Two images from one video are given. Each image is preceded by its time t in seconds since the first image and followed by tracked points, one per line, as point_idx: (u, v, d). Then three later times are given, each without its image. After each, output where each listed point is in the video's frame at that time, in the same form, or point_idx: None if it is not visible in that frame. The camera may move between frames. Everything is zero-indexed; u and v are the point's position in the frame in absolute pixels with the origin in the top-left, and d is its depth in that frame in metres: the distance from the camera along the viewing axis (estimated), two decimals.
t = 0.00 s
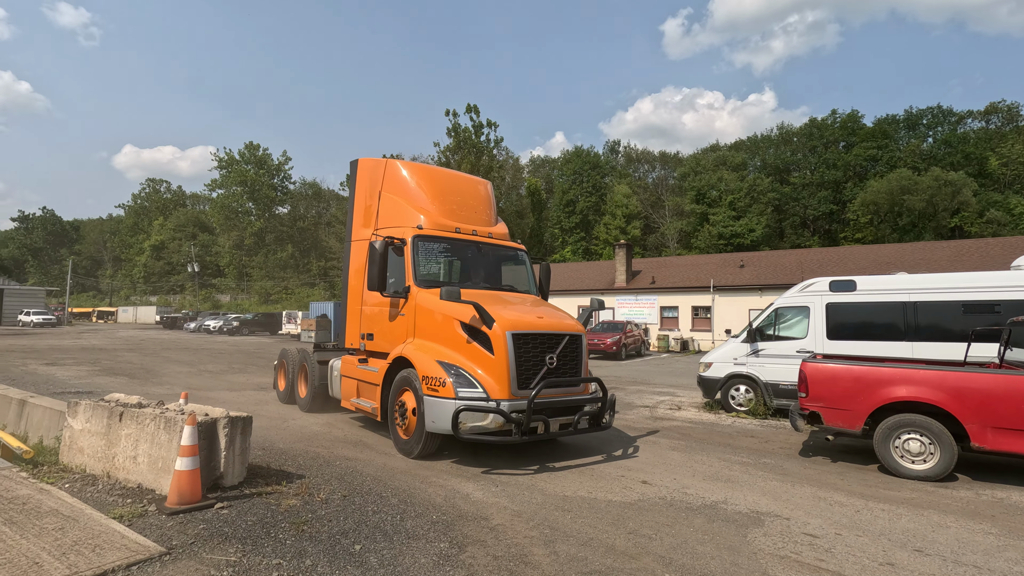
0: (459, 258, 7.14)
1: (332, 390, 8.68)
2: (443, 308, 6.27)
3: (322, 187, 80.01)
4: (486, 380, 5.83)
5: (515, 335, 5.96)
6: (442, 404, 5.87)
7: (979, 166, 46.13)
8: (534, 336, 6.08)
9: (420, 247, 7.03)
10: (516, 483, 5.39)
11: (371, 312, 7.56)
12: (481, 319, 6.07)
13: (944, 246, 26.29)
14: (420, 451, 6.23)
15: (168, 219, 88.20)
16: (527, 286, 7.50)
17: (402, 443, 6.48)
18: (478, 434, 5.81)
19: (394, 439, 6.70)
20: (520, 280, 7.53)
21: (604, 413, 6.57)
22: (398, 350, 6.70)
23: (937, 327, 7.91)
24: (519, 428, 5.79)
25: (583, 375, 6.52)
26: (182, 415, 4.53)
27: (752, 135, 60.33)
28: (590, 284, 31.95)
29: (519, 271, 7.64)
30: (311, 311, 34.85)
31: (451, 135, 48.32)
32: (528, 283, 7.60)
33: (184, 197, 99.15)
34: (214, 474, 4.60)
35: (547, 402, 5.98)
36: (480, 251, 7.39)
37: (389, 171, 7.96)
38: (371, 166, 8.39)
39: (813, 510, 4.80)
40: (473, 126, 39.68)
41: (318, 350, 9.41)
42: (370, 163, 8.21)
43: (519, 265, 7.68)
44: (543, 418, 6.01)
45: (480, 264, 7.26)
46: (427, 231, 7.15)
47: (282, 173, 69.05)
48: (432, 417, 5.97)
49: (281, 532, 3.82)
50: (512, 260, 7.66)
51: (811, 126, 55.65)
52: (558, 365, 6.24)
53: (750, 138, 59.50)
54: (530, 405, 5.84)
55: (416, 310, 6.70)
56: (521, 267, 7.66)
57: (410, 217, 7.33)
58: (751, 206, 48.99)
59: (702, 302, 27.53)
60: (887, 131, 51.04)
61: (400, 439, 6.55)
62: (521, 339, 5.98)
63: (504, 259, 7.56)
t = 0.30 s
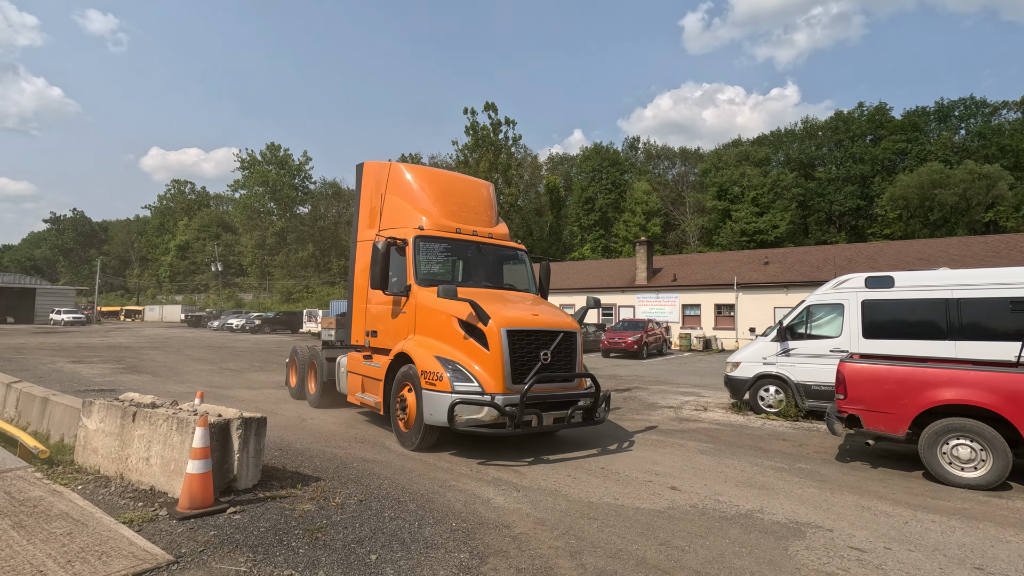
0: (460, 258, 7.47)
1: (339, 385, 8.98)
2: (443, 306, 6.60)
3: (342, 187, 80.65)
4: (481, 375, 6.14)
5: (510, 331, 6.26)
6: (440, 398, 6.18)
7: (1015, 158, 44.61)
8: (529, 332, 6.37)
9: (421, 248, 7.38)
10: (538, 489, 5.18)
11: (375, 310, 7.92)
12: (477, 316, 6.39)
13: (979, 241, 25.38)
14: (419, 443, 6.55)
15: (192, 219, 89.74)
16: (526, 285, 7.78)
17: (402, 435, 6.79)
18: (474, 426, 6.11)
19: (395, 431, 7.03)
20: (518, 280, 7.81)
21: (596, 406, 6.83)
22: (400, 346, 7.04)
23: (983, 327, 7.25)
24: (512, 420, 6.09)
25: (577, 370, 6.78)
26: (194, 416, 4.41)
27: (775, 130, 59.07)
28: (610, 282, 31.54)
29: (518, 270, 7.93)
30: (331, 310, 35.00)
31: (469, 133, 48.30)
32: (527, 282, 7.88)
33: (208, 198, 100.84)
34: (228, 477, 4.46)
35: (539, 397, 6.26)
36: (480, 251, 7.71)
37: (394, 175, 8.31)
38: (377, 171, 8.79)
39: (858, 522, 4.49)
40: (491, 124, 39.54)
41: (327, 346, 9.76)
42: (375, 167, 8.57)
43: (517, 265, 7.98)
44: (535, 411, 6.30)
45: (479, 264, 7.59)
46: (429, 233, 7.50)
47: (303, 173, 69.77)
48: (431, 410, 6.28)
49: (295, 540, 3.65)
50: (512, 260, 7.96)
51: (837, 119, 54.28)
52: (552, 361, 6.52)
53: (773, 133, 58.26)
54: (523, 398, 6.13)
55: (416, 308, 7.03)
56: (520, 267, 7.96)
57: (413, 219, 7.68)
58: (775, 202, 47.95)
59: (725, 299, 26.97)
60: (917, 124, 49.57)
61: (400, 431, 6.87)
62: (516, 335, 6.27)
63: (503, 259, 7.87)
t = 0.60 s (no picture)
0: (461, 259, 7.61)
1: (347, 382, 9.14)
2: (441, 306, 6.75)
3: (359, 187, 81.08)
4: (477, 372, 6.28)
5: (506, 330, 6.39)
6: (438, 395, 6.35)
7: None
8: (525, 331, 6.49)
9: (422, 249, 7.53)
10: (564, 497, 4.93)
11: (380, 311, 8.11)
12: (475, 315, 6.53)
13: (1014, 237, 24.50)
14: (420, 438, 6.73)
15: (214, 220, 90.97)
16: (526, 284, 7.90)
17: (404, 430, 6.98)
18: (471, 422, 6.27)
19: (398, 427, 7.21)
20: (519, 279, 7.93)
21: (592, 403, 6.94)
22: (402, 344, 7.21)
23: None
24: (508, 417, 6.23)
25: (573, 368, 6.90)
26: (205, 420, 4.24)
27: (797, 125, 57.88)
28: (629, 280, 31.12)
29: (518, 270, 8.03)
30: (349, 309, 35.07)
31: (486, 132, 48.14)
32: (527, 281, 7.99)
33: (229, 198, 102.23)
34: (240, 483, 4.30)
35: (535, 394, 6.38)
36: (481, 252, 7.85)
37: (397, 178, 8.50)
38: (382, 174, 8.96)
39: (913, 538, 4.15)
40: (507, 121, 39.30)
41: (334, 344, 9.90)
42: (380, 170, 8.76)
43: (518, 265, 8.09)
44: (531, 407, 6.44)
45: (479, 264, 7.71)
46: (430, 234, 7.65)
47: (321, 173, 70.28)
48: (430, 406, 6.45)
49: (308, 553, 3.44)
50: (512, 260, 8.06)
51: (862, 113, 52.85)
52: (548, 359, 6.65)
53: (795, 128, 57.08)
54: (518, 395, 6.27)
55: (417, 307, 7.20)
56: (521, 267, 8.08)
57: (415, 221, 7.84)
58: (797, 198, 46.91)
59: (748, 298, 26.39)
60: (946, 117, 48.21)
61: (403, 427, 7.06)
62: (512, 334, 6.41)
63: (503, 259, 7.99)
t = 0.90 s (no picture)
0: (460, 261, 7.84)
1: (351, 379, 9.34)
2: (440, 305, 6.98)
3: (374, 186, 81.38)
4: (473, 370, 6.50)
5: (501, 330, 6.62)
6: (435, 391, 6.56)
7: None
8: (520, 330, 6.71)
9: (423, 251, 7.74)
10: (585, 506, 4.69)
11: (382, 310, 8.35)
12: (471, 315, 6.75)
13: None
14: (418, 432, 6.96)
15: (232, 219, 91.99)
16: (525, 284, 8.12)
17: (404, 425, 7.22)
18: (466, 418, 6.49)
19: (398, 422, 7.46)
20: (517, 279, 8.15)
21: (585, 400, 7.17)
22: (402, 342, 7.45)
23: None
24: (502, 413, 6.44)
25: (567, 366, 7.11)
26: (212, 425, 4.07)
27: (817, 119, 56.74)
28: (645, 278, 30.71)
29: (517, 271, 8.25)
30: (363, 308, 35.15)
31: (501, 130, 47.91)
32: (525, 281, 8.21)
33: (246, 198, 103.20)
34: (249, 492, 4.12)
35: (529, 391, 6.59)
36: (480, 253, 8.06)
37: (401, 181, 8.73)
38: (385, 177, 9.19)
39: (967, 556, 3.83)
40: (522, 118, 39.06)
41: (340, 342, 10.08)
42: (384, 173, 9.00)
43: (517, 266, 8.30)
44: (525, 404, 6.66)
45: (478, 266, 7.94)
46: (431, 237, 7.87)
47: (336, 173, 70.67)
48: (428, 403, 6.66)
49: (316, 570, 3.24)
50: (511, 261, 8.28)
51: (885, 107, 51.48)
52: (542, 357, 6.87)
53: (815, 122, 55.98)
54: (512, 392, 6.49)
55: (417, 307, 7.43)
56: (519, 268, 8.30)
57: (417, 223, 8.08)
58: (818, 194, 45.99)
59: (768, 296, 25.86)
60: (973, 109, 46.91)
61: (404, 422, 7.31)
62: (507, 333, 6.63)
63: (502, 260, 8.21)
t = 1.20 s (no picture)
0: (455, 260, 8.11)
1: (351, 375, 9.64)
2: (434, 303, 7.28)
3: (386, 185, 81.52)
4: (465, 365, 6.81)
5: (492, 327, 6.89)
6: (428, 386, 6.86)
7: None
8: (510, 327, 6.99)
9: (419, 250, 8.01)
10: (603, 515, 4.43)
11: (380, 307, 8.64)
12: (463, 313, 7.03)
13: None
14: (413, 426, 7.25)
15: (245, 219, 92.62)
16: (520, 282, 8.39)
17: (400, 419, 7.51)
18: (458, 412, 6.78)
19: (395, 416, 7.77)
20: (512, 278, 8.43)
21: (574, 394, 7.46)
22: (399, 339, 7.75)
23: None
24: (492, 407, 6.75)
25: (557, 362, 7.38)
26: (210, 427, 3.87)
27: (834, 115, 55.78)
28: (659, 276, 30.29)
29: (511, 269, 8.53)
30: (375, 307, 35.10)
31: (512, 127, 47.65)
32: (520, 280, 8.48)
33: (260, 198, 103.85)
34: (248, 498, 3.93)
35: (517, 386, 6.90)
36: (475, 252, 8.34)
37: (398, 183, 8.99)
38: (383, 178, 9.46)
39: (1020, 575, 3.52)
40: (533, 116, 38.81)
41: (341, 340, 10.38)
42: (382, 174, 9.27)
43: (512, 264, 8.57)
44: (514, 398, 6.95)
45: (473, 264, 8.20)
46: (427, 237, 8.14)
47: (349, 172, 70.86)
48: (422, 398, 6.96)
49: None
50: (506, 260, 8.54)
51: (904, 101, 50.34)
52: (532, 353, 7.15)
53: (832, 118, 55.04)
54: (501, 386, 6.79)
55: (412, 305, 7.73)
56: (513, 267, 8.58)
57: (414, 223, 8.36)
58: (835, 190, 45.18)
59: (785, 294, 25.35)
60: (996, 103, 45.77)
61: (399, 416, 7.60)
62: (497, 330, 6.90)
63: (498, 259, 8.48)
